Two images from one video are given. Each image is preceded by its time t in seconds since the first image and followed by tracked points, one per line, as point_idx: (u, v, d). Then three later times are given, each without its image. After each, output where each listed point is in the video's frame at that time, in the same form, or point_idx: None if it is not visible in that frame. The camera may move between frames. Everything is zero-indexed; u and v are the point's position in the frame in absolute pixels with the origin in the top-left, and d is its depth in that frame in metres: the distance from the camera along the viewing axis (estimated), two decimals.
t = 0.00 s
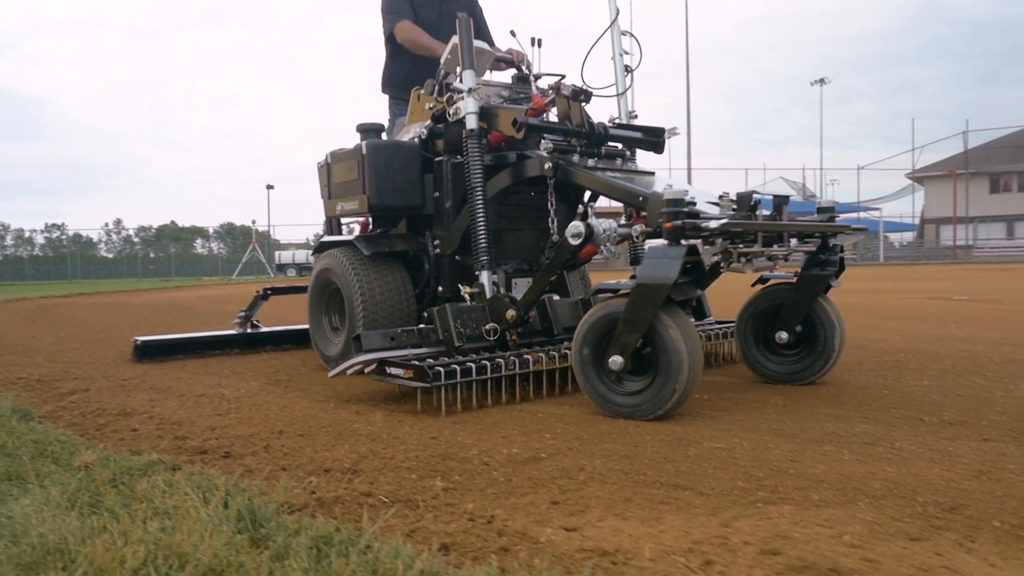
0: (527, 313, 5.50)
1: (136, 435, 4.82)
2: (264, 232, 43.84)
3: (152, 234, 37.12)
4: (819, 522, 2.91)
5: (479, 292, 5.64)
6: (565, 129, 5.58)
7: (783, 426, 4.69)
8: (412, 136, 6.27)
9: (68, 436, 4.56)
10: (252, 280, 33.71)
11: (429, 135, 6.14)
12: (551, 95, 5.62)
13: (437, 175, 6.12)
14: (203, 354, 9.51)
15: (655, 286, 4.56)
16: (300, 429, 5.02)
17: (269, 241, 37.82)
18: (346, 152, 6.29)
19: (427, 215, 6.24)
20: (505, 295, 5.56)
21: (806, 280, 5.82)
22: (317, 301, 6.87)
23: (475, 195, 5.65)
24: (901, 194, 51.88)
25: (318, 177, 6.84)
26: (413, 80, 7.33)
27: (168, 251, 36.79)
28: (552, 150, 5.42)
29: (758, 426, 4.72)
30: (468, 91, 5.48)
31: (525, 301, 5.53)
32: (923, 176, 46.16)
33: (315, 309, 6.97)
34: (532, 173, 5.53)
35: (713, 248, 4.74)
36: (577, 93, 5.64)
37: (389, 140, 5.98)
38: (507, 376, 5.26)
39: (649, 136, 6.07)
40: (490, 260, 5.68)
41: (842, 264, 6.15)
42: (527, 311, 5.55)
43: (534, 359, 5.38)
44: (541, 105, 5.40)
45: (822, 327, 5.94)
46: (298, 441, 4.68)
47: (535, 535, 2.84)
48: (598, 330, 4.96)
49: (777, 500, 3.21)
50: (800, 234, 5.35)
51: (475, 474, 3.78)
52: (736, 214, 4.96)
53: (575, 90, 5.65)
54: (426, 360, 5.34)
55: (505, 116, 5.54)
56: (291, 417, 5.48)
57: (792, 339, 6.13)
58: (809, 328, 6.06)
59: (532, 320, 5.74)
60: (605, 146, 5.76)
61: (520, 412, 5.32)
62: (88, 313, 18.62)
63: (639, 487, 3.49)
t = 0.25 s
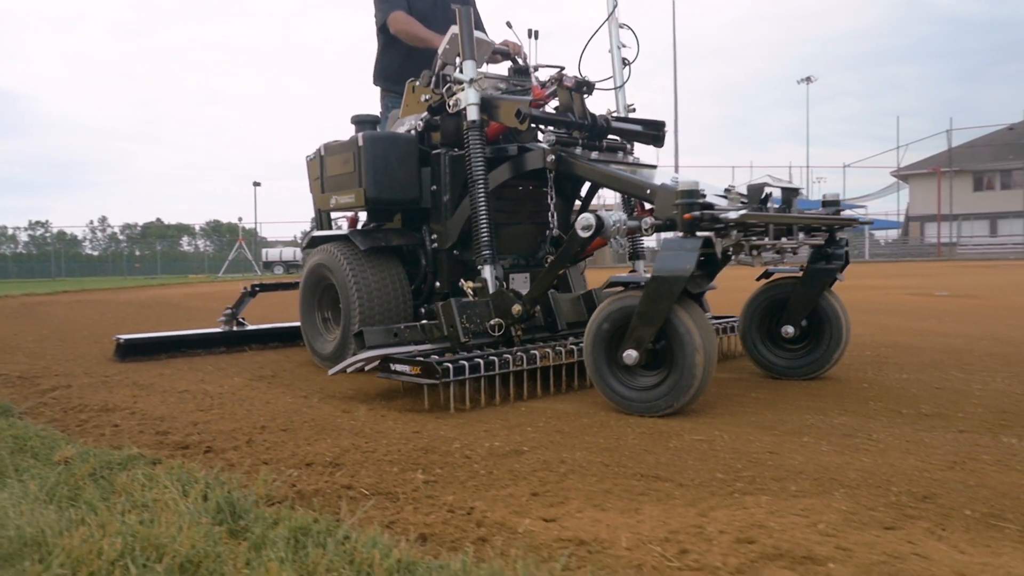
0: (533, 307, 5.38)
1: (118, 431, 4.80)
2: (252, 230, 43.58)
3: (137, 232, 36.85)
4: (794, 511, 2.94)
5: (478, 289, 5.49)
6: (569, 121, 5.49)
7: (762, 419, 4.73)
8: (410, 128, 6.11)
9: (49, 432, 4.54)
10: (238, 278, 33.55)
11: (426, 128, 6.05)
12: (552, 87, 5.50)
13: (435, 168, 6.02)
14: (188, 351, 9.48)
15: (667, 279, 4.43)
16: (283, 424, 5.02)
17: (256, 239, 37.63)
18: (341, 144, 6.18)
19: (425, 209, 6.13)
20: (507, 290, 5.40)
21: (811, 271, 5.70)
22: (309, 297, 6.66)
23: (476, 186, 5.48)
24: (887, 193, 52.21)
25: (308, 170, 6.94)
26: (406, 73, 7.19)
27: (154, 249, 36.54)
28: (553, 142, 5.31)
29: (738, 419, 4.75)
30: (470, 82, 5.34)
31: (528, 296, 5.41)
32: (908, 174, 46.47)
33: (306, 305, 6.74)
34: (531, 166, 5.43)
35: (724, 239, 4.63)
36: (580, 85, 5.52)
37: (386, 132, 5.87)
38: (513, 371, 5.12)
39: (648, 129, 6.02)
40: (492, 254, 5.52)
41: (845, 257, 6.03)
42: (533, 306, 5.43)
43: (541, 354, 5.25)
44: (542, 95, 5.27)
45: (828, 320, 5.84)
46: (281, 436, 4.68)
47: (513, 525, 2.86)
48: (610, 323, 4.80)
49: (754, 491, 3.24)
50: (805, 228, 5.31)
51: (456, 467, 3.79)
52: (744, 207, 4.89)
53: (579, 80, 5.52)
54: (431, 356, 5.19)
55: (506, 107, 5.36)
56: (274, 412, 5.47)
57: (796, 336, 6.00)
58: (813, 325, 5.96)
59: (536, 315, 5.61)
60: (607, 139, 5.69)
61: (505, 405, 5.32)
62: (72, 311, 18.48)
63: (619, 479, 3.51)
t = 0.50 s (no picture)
0: (540, 302, 5.24)
1: (98, 426, 4.78)
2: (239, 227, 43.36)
3: (123, 228, 36.58)
4: (771, 502, 2.96)
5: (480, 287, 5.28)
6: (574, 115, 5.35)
7: (743, 413, 4.76)
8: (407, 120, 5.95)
9: (29, 427, 4.51)
10: (225, 275, 33.38)
11: (424, 120, 5.88)
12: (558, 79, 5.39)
13: (433, 161, 5.85)
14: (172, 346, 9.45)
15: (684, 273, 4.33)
16: (265, 420, 5.01)
17: (243, 237, 37.42)
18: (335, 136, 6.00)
19: (423, 203, 5.96)
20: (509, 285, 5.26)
21: (818, 268, 5.55)
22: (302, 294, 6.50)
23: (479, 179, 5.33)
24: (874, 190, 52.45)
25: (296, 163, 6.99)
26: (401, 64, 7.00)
27: (140, 246, 36.29)
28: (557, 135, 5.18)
29: (719, 412, 4.78)
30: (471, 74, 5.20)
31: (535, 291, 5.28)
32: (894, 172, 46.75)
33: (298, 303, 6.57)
34: (533, 160, 5.28)
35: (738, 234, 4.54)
36: (587, 77, 5.41)
37: (384, 124, 5.70)
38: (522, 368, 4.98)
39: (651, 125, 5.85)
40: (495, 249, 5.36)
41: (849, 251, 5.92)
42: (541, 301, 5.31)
43: (548, 351, 5.11)
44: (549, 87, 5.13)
45: (838, 314, 5.75)
46: (263, 431, 4.67)
47: (492, 517, 2.87)
48: (624, 317, 4.69)
49: (731, 483, 3.27)
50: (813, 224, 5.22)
51: (437, 461, 3.80)
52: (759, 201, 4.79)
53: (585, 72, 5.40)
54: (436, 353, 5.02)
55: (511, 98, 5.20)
56: (257, 408, 5.46)
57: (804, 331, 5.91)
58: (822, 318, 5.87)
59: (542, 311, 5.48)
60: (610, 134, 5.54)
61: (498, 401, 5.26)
62: (57, 307, 18.34)
63: (599, 472, 3.52)
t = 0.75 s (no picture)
0: (546, 299, 5.23)
1: (79, 420, 4.76)
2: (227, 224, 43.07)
3: (108, 225, 36.29)
4: (746, 494, 3.00)
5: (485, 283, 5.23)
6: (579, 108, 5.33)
7: (724, 406, 4.79)
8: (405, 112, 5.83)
9: (8, 421, 4.50)
10: (212, 272, 33.21)
11: (421, 112, 5.76)
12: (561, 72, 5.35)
13: (433, 154, 5.72)
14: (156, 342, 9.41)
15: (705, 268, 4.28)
16: (247, 414, 5.01)
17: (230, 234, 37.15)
18: (332, 127, 5.82)
19: (421, 197, 5.81)
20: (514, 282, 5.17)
21: (825, 264, 5.44)
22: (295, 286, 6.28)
23: (481, 174, 5.26)
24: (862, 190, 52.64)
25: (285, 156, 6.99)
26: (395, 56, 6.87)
27: (126, 243, 35.99)
28: (561, 130, 5.10)
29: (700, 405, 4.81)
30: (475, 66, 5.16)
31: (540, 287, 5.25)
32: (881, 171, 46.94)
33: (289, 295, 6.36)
34: (536, 154, 5.19)
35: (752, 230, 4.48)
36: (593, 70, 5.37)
37: (383, 116, 5.55)
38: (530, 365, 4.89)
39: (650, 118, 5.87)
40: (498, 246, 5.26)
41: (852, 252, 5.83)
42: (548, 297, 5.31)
43: (556, 347, 5.02)
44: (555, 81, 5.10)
45: (843, 308, 5.66)
46: (246, 425, 4.67)
47: (470, 509, 2.89)
48: (639, 313, 4.60)
49: (708, 475, 3.30)
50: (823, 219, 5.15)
51: (418, 454, 3.82)
52: (770, 194, 4.69)
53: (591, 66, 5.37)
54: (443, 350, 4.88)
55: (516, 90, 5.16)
56: (240, 402, 5.46)
57: (810, 328, 5.81)
58: (827, 313, 5.77)
59: (546, 308, 5.41)
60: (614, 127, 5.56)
61: (492, 398, 5.20)
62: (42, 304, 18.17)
63: (579, 465, 3.55)
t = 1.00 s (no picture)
0: (553, 295, 5.20)
1: (58, 414, 4.74)
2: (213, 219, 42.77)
3: (92, 220, 35.99)
4: (720, 486, 3.03)
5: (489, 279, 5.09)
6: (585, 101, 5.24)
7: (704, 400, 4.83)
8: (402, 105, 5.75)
9: None
10: (197, 268, 33.02)
11: (420, 105, 5.71)
12: (565, 65, 5.17)
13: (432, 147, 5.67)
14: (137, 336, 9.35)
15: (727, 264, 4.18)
16: (228, 408, 5.00)
17: (215, 229, 36.92)
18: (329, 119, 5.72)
19: (420, 191, 5.75)
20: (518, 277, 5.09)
21: (832, 261, 5.43)
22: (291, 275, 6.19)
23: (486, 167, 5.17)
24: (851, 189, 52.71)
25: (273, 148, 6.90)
26: (389, 46, 6.72)
27: (110, 238, 35.70)
28: (566, 123, 5.10)
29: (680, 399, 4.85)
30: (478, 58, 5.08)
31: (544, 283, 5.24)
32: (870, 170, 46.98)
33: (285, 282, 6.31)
34: (538, 148, 5.20)
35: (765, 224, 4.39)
36: (598, 63, 5.26)
37: (383, 107, 5.46)
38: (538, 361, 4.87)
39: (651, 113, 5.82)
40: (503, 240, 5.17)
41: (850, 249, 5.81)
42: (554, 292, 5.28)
43: (565, 344, 4.98)
44: (562, 73, 5.01)
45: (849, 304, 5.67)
46: (227, 419, 4.66)
47: (446, 500, 2.90)
48: (657, 308, 4.50)
49: (685, 467, 3.33)
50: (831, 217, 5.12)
51: (397, 448, 3.83)
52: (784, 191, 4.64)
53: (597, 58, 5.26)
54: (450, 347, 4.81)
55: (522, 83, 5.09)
56: (221, 397, 5.45)
57: (815, 325, 5.79)
58: (831, 309, 5.77)
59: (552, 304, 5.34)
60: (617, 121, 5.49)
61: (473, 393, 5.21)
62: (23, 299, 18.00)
63: (557, 458, 3.57)
